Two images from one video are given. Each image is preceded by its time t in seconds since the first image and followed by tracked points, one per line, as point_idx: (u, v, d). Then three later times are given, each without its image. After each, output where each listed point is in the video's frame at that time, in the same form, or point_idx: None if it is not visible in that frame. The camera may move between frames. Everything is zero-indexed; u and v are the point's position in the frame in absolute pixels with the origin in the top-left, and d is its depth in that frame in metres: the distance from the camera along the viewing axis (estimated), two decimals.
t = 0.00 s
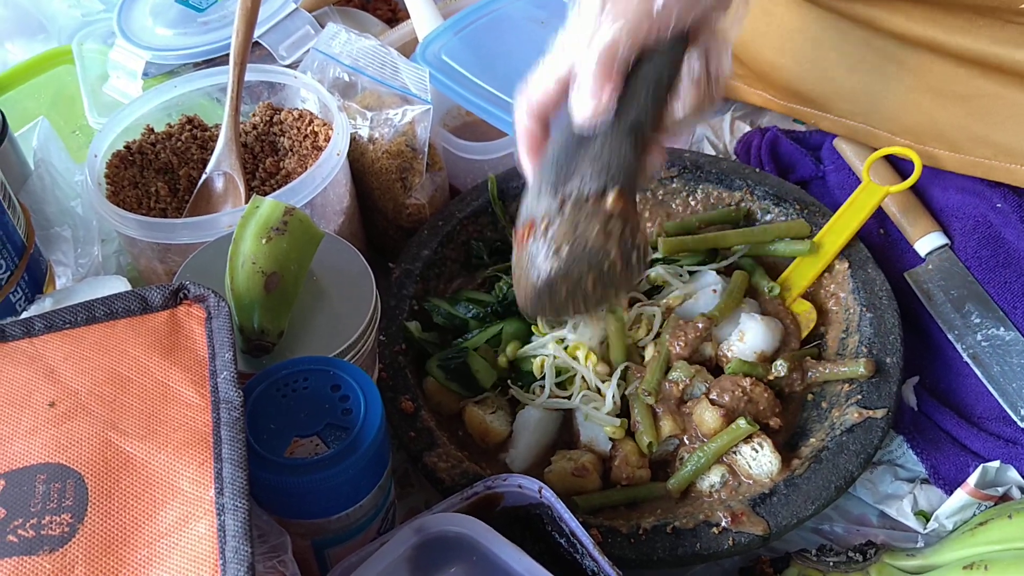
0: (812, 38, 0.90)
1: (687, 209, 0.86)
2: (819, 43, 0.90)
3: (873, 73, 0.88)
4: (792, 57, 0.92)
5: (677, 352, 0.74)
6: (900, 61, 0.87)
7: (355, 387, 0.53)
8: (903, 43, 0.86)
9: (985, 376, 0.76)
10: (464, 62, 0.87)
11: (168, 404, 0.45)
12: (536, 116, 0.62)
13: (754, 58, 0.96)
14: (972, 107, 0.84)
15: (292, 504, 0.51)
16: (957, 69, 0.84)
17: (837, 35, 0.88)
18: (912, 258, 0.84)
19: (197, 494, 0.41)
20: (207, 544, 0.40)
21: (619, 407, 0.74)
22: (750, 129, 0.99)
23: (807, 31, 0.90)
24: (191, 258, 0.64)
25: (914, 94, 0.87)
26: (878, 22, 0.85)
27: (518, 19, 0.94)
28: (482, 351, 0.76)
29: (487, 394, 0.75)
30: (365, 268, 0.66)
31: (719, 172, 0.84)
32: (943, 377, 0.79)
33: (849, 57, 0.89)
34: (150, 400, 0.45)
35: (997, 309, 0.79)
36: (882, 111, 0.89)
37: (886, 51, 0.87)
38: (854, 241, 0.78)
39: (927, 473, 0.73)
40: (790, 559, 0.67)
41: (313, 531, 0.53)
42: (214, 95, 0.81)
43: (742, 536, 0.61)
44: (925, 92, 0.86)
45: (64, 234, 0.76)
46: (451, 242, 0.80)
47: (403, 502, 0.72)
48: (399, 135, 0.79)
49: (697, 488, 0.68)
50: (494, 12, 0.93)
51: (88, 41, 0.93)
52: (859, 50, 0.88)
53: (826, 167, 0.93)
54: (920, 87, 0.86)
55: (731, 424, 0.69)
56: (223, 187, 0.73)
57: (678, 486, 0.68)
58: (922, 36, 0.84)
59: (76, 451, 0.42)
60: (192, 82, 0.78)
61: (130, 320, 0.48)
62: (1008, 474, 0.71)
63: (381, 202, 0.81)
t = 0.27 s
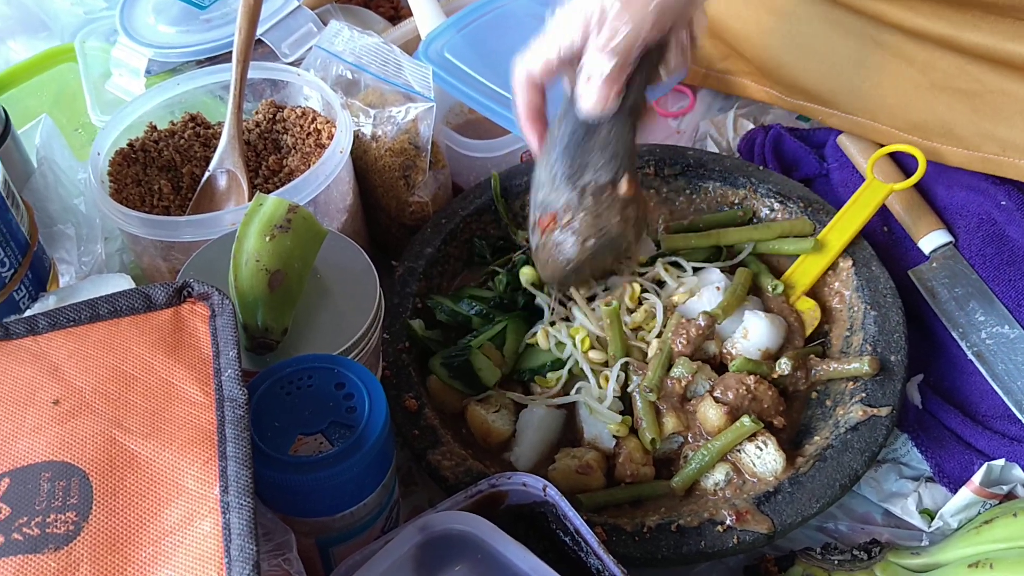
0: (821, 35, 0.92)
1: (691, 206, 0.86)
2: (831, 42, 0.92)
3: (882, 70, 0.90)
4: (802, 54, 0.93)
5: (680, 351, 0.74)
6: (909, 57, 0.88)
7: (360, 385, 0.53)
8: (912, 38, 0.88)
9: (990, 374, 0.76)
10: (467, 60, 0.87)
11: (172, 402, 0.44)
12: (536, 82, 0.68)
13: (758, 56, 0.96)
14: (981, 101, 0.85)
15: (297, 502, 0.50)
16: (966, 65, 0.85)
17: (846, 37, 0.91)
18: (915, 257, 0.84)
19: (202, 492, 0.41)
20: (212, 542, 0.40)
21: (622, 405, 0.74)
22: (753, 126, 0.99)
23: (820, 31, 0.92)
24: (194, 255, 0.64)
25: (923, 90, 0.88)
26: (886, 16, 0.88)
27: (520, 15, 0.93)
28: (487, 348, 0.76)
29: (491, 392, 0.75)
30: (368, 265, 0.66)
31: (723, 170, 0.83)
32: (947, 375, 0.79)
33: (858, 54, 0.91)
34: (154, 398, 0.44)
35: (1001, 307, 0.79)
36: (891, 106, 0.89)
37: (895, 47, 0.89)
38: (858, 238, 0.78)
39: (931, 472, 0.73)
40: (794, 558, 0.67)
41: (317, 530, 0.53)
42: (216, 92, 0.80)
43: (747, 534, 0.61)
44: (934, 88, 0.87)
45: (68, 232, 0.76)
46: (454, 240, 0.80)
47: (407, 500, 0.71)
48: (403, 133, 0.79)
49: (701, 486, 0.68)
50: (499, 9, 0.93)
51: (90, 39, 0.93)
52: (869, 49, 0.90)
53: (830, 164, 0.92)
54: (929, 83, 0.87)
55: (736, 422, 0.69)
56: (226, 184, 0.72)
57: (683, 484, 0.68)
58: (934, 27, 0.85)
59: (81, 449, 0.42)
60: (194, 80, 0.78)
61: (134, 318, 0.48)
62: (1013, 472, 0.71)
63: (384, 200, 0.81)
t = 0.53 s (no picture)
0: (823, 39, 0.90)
1: (692, 207, 0.86)
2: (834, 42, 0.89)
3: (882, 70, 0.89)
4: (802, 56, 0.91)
5: (681, 351, 0.74)
6: (909, 55, 0.87)
7: (360, 384, 0.53)
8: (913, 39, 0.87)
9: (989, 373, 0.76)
10: (467, 59, 0.87)
11: (172, 401, 0.45)
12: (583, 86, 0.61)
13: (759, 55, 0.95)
14: (980, 103, 0.85)
15: (297, 501, 0.51)
16: (967, 66, 0.85)
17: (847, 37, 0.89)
18: (915, 256, 0.84)
19: (202, 490, 0.41)
20: (212, 541, 0.40)
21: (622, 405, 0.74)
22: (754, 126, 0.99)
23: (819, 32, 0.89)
24: (194, 255, 0.64)
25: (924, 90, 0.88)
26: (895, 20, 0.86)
27: (521, 16, 0.93)
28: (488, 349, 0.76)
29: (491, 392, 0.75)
30: (368, 264, 0.66)
31: (724, 168, 0.84)
32: (947, 374, 0.79)
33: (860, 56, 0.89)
34: (155, 397, 0.45)
35: (1001, 307, 0.79)
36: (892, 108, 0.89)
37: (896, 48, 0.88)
38: (858, 238, 0.78)
39: (931, 471, 0.73)
40: (793, 557, 0.68)
41: (317, 528, 0.53)
42: (217, 92, 0.80)
43: (746, 533, 0.61)
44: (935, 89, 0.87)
45: (68, 230, 0.76)
46: (455, 239, 0.80)
47: (407, 499, 0.72)
48: (403, 132, 0.79)
49: (701, 486, 0.68)
50: (499, 9, 0.93)
51: (91, 38, 0.93)
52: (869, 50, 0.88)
53: (831, 164, 0.93)
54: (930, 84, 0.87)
55: (735, 422, 0.69)
56: (227, 183, 0.73)
57: (682, 484, 0.68)
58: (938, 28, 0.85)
59: (81, 447, 0.42)
60: (195, 79, 0.78)
61: (134, 317, 0.48)
62: (1013, 472, 0.71)
63: (384, 199, 0.81)
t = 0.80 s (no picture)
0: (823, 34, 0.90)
1: (690, 205, 0.86)
2: (833, 36, 0.90)
3: (881, 65, 0.89)
4: (802, 52, 0.91)
5: (679, 350, 0.74)
6: (908, 54, 0.87)
7: (358, 383, 0.53)
8: (913, 34, 0.87)
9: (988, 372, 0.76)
10: (466, 57, 0.87)
11: (169, 400, 0.44)
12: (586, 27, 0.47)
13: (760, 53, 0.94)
14: (981, 98, 0.85)
15: (294, 500, 0.51)
16: (966, 60, 0.85)
17: (846, 32, 0.89)
18: (915, 255, 0.84)
19: (198, 490, 0.41)
20: (209, 540, 0.40)
21: (620, 404, 0.74)
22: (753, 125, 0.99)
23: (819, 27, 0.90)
24: (192, 254, 0.64)
25: (923, 85, 0.87)
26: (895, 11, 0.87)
27: (520, 14, 0.93)
28: (486, 348, 0.76)
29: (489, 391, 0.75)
30: (366, 263, 0.66)
31: (722, 167, 0.84)
32: (946, 373, 0.79)
33: (859, 51, 0.89)
34: (151, 396, 0.44)
35: (1000, 306, 0.79)
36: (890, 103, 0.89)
37: (894, 43, 0.88)
38: (857, 237, 0.78)
39: (930, 470, 0.73)
40: (792, 556, 0.67)
41: (315, 528, 0.53)
42: (216, 91, 0.81)
43: (745, 532, 0.61)
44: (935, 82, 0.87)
45: (66, 229, 0.76)
46: (453, 238, 0.79)
47: (405, 498, 0.71)
48: (402, 131, 0.79)
49: (700, 485, 0.68)
50: (498, 7, 0.93)
51: (89, 37, 0.93)
52: (867, 44, 0.89)
53: (829, 163, 0.93)
54: (931, 79, 0.87)
55: (734, 420, 0.69)
56: (224, 182, 0.72)
57: (681, 483, 0.68)
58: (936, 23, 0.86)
59: (77, 446, 0.42)
60: (194, 78, 0.78)
61: (131, 316, 0.48)
62: (1011, 471, 0.71)
63: (383, 198, 0.81)
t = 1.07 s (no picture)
0: (824, 34, 0.89)
1: (691, 201, 0.85)
2: (831, 37, 0.89)
3: (883, 63, 0.88)
4: (803, 52, 0.91)
5: (679, 348, 0.74)
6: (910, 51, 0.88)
7: (357, 380, 0.53)
8: (916, 34, 0.85)
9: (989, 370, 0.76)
10: (467, 55, 0.87)
11: (169, 397, 0.44)
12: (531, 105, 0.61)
13: (759, 50, 0.94)
14: (987, 95, 0.84)
15: (294, 497, 0.50)
16: (972, 59, 0.83)
17: (848, 31, 0.88)
18: (915, 253, 0.84)
19: (198, 487, 0.41)
20: (208, 537, 0.40)
21: (621, 402, 0.74)
22: (754, 122, 0.99)
23: (820, 27, 0.89)
24: (191, 251, 0.64)
25: (926, 84, 0.87)
26: (895, 12, 0.84)
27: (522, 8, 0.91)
28: (484, 347, 0.76)
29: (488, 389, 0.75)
30: (366, 261, 0.65)
31: (722, 165, 0.83)
32: (947, 371, 0.79)
33: (860, 50, 0.89)
34: (151, 393, 0.44)
35: (1001, 304, 0.78)
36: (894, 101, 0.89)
37: (899, 42, 0.86)
38: (858, 235, 0.78)
39: (930, 468, 0.73)
40: (792, 554, 0.67)
41: (314, 525, 0.53)
42: (216, 87, 0.80)
43: (745, 530, 0.61)
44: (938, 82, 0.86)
45: (65, 227, 0.76)
46: (453, 235, 0.79)
47: (405, 496, 0.71)
48: (402, 128, 0.79)
49: (699, 483, 0.68)
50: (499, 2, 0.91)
51: (89, 33, 0.93)
52: (868, 44, 0.88)
53: (830, 161, 0.93)
54: (934, 78, 0.86)
55: (734, 418, 0.69)
56: (224, 179, 0.72)
57: (681, 481, 0.68)
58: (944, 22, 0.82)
59: (77, 443, 0.42)
60: (193, 74, 0.78)
61: (131, 313, 0.48)
62: (1012, 469, 0.70)
63: (383, 195, 0.81)
